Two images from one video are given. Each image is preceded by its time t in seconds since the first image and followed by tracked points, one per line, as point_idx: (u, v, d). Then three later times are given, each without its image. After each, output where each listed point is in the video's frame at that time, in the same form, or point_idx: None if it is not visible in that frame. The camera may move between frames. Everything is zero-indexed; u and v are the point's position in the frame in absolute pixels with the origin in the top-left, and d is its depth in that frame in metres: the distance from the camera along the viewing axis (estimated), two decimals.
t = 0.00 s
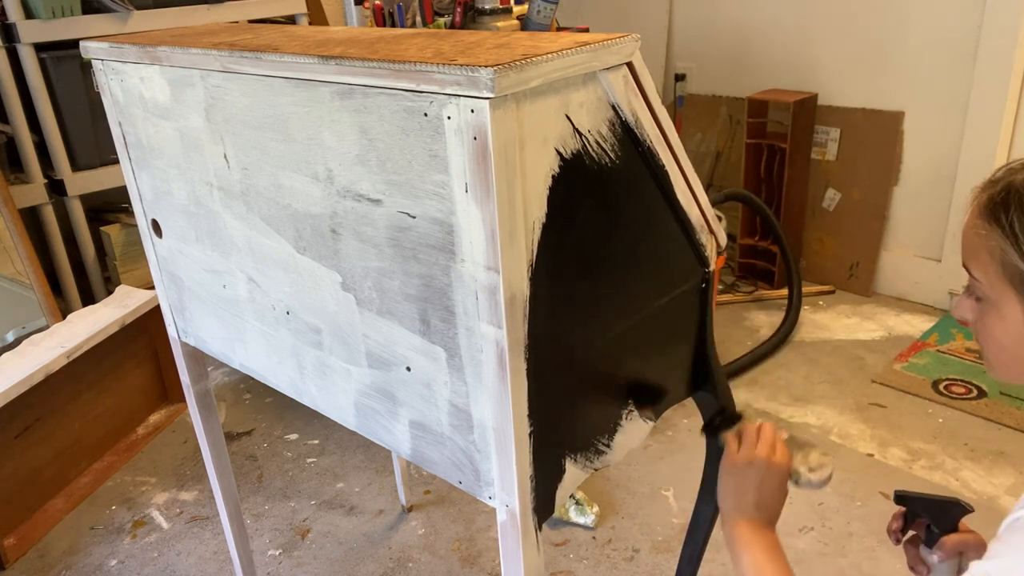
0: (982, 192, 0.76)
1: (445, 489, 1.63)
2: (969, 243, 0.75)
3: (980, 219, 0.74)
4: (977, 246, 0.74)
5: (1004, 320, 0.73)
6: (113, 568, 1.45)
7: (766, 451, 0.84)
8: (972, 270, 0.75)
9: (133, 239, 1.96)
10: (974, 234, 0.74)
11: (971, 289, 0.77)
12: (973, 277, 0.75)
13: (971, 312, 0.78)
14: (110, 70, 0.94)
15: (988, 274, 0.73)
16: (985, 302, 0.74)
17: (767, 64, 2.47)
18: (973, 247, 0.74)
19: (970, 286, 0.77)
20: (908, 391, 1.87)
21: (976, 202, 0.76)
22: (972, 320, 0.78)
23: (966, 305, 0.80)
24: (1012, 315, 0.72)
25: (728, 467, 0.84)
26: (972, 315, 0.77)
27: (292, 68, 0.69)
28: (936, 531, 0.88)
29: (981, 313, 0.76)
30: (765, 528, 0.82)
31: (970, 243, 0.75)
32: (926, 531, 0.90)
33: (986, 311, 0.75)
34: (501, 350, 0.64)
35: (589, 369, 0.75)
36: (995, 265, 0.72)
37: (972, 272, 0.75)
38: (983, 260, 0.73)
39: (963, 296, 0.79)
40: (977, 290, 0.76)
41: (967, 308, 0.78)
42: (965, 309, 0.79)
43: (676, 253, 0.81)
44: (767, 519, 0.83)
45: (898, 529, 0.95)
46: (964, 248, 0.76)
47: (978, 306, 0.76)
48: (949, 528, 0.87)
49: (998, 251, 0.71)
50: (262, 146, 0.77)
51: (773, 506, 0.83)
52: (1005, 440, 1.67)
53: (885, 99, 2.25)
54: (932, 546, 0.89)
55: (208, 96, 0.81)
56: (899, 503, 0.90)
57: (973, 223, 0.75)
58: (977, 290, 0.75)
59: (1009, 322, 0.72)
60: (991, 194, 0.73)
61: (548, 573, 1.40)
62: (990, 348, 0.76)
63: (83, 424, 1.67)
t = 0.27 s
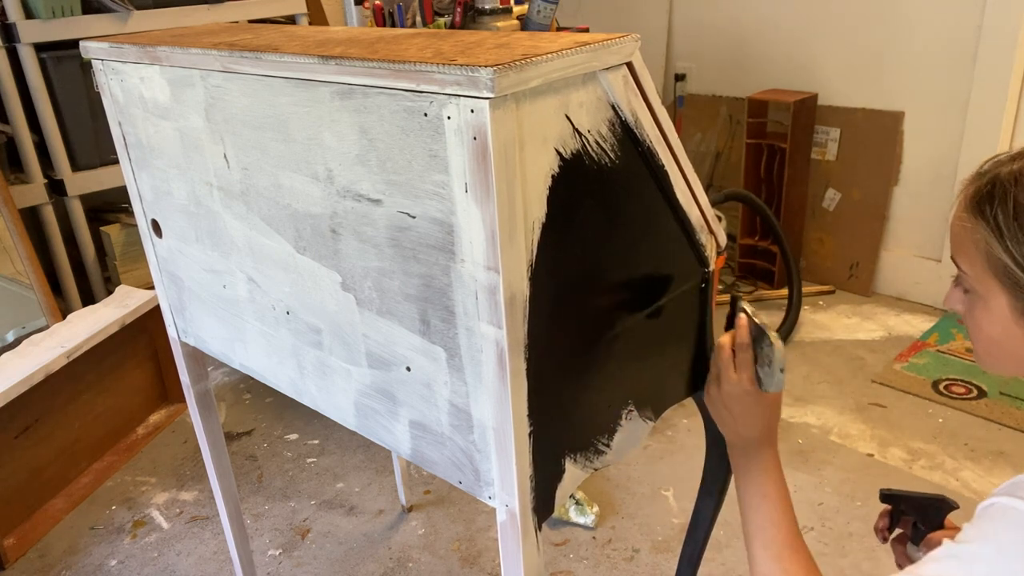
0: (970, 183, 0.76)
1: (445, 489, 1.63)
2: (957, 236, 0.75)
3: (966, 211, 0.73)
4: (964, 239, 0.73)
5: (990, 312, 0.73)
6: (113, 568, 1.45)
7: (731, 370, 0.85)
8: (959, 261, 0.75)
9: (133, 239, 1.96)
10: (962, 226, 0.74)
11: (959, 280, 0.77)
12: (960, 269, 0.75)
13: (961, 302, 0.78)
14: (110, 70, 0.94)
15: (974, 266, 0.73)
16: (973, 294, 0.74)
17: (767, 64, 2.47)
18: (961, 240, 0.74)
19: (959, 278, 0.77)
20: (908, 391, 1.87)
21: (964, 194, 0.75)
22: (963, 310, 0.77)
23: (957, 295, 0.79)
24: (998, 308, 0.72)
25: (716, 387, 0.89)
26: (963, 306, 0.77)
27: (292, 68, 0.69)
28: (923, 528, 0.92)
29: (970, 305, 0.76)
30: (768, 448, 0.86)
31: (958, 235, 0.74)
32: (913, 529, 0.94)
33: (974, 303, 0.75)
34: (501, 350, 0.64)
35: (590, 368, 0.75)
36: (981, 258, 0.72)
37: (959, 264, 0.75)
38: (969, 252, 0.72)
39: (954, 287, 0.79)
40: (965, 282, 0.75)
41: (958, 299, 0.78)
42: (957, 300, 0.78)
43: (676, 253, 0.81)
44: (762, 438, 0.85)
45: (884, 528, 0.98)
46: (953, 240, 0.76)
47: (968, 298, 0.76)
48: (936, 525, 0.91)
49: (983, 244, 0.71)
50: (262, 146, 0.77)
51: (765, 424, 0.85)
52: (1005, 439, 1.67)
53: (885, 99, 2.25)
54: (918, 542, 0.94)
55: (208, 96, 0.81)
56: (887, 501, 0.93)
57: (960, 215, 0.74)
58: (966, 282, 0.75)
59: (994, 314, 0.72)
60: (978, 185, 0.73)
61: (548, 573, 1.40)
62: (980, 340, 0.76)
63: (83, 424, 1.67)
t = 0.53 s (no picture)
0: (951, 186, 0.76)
1: (445, 489, 1.63)
2: (938, 239, 0.75)
3: (947, 215, 0.74)
4: (946, 242, 0.74)
5: (973, 315, 0.73)
6: (113, 568, 1.45)
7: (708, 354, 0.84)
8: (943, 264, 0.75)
9: (133, 239, 1.96)
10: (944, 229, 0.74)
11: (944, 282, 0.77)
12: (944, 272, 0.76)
13: (946, 304, 0.78)
14: (110, 70, 0.94)
15: (956, 269, 0.73)
16: (958, 296, 0.74)
17: (767, 64, 2.47)
18: (943, 243, 0.74)
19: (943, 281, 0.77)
20: (908, 391, 1.87)
21: (946, 197, 0.76)
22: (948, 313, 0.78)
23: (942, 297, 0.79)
24: (981, 310, 0.72)
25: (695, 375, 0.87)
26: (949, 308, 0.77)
27: (292, 68, 0.69)
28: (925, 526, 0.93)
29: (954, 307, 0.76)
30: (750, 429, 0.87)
31: (940, 239, 0.75)
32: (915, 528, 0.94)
33: (958, 306, 0.75)
34: (501, 350, 0.64)
35: (590, 368, 0.75)
36: (963, 262, 0.72)
37: (942, 268, 0.75)
38: (952, 254, 0.73)
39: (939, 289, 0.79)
40: (949, 284, 0.76)
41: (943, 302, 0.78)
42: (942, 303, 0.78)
43: (676, 253, 0.81)
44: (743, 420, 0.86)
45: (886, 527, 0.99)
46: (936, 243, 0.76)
47: (953, 300, 0.76)
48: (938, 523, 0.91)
49: (964, 248, 0.71)
50: (262, 146, 0.77)
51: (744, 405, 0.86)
52: (1005, 439, 1.67)
53: (886, 99, 2.25)
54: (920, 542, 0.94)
55: (208, 96, 0.81)
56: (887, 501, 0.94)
57: (942, 218, 0.75)
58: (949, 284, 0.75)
59: (978, 316, 0.72)
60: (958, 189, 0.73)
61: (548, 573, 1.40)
62: (968, 342, 0.76)
63: (83, 424, 1.67)
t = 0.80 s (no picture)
0: (942, 190, 0.76)
1: (445, 489, 1.63)
2: (931, 244, 0.75)
3: (939, 219, 0.74)
4: (938, 246, 0.74)
5: (968, 318, 0.73)
6: (113, 568, 1.45)
7: (717, 365, 0.85)
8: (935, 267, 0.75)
9: (133, 239, 1.96)
10: (936, 232, 0.74)
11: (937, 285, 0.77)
12: (937, 275, 0.76)
13: (940, 307, 0.78)
14: (110, 70, 0.94)
15: (949, 272, 0.73)
16: (951, 298, 0.74)
17: (767, 64, 2.47)
18: (935, 247, 0.74)
19: (937, 283, 0.77)
20: (908, 391, 1.87)
21: (937, 199, 0.76)
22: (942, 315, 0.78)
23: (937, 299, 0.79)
24: (975, 313, 0.72)
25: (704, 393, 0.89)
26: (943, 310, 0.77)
27: (292, 68, 0.69)
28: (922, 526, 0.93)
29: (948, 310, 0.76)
30: (752, 440, 0.87)
31: (932, 242, 0.75)
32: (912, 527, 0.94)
33: (952, 308, 0.75)
34: (501, 350, 0.64)
35: (590, 368, 0.75)
36: (955, 265, 0.72)
37: (935, 271, 0.75)
38: (944, 257, 0.73)
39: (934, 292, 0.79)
40: (942, 287, 0.76)
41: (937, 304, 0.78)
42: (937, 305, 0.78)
43: (676, 253, 0.81)
44: (744, 429, 0.86)
45: (883, 527, 0.98)
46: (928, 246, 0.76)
47: (947, 303, 0.76)
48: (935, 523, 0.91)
49: (956, 251, 0.71)
50: (262, 146, 0.77)
51: (747, 414, 0.85)
52: (1005, 439, 1.67)
53: (886, 99, 2.25)
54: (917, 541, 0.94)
55: (207, 96, 0.81)
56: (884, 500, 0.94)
57: (934, 222, 0.75)
58: (942, 287, 0.75)
59: (972, 318, 0.72)
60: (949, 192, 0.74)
61: (548, 573, 1.40)
62: (963, 344, 0.76)
63: (83, 424, 1.67)
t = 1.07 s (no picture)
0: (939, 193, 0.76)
1: (445, 489, 1.63)
2: (929, 247, 0.75)
3: (936, 222, 0.74)
4: (936, 248, 0.74)
5: (966, 320, 0.73)
6: (113, 568, 1.45)
7: (715, 377, 0.86)
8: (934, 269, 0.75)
9: (133, 239, 1.96)
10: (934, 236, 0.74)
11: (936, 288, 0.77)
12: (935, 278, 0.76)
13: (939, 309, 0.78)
14: (110, 70, 0.94)
15: (947, 275, 0.73)
16: (950, 301, 0.74)
17: (767, 64, 2.47)
18: (933, 250, 0.74)
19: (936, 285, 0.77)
20: (908, 391, 1.87)
21: (934, 202, 0.76)
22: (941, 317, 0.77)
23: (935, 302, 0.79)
24: (973, 315, 0.72)
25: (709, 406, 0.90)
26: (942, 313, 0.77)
27: (292, 68, 0.69)
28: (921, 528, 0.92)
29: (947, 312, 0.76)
30: (754, 447, 0.88)
31: (930, 246, 0.75)
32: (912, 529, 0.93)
33: (950, 311, 0.75)
34: (501, 350, 0.64)
35: (590, 367, 0.75)
36: (952, 267, 0.72)
37: (933, 273, 0.75)
38: (942, 260, 0.73)
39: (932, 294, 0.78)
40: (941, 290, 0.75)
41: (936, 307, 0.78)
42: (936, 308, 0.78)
43: (676, 253, 0.81)
44: (745, 437, 0.87)
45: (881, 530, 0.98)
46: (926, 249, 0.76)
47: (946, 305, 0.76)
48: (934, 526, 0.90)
49: (953, 253, 0.71)
50: (262, 146, 0.77)
51: (749, 421, 0.86)
52: (1005, 440, 1.67)
53: (886, 99, 2.25)
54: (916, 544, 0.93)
55: (207, 96, 0.81)
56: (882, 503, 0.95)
57: (932, 225, 0.75)
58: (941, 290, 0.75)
59: (970, 321, 0.72)
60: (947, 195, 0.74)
61: (548, 573, 1.40)
62: (962, 347, 0.75)
63: (83, 424, 1.67)
